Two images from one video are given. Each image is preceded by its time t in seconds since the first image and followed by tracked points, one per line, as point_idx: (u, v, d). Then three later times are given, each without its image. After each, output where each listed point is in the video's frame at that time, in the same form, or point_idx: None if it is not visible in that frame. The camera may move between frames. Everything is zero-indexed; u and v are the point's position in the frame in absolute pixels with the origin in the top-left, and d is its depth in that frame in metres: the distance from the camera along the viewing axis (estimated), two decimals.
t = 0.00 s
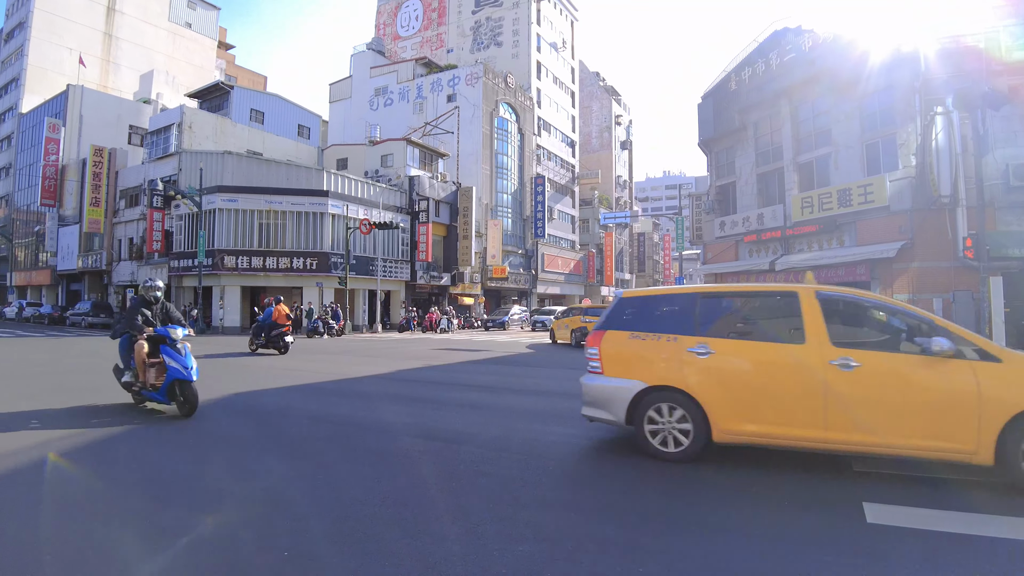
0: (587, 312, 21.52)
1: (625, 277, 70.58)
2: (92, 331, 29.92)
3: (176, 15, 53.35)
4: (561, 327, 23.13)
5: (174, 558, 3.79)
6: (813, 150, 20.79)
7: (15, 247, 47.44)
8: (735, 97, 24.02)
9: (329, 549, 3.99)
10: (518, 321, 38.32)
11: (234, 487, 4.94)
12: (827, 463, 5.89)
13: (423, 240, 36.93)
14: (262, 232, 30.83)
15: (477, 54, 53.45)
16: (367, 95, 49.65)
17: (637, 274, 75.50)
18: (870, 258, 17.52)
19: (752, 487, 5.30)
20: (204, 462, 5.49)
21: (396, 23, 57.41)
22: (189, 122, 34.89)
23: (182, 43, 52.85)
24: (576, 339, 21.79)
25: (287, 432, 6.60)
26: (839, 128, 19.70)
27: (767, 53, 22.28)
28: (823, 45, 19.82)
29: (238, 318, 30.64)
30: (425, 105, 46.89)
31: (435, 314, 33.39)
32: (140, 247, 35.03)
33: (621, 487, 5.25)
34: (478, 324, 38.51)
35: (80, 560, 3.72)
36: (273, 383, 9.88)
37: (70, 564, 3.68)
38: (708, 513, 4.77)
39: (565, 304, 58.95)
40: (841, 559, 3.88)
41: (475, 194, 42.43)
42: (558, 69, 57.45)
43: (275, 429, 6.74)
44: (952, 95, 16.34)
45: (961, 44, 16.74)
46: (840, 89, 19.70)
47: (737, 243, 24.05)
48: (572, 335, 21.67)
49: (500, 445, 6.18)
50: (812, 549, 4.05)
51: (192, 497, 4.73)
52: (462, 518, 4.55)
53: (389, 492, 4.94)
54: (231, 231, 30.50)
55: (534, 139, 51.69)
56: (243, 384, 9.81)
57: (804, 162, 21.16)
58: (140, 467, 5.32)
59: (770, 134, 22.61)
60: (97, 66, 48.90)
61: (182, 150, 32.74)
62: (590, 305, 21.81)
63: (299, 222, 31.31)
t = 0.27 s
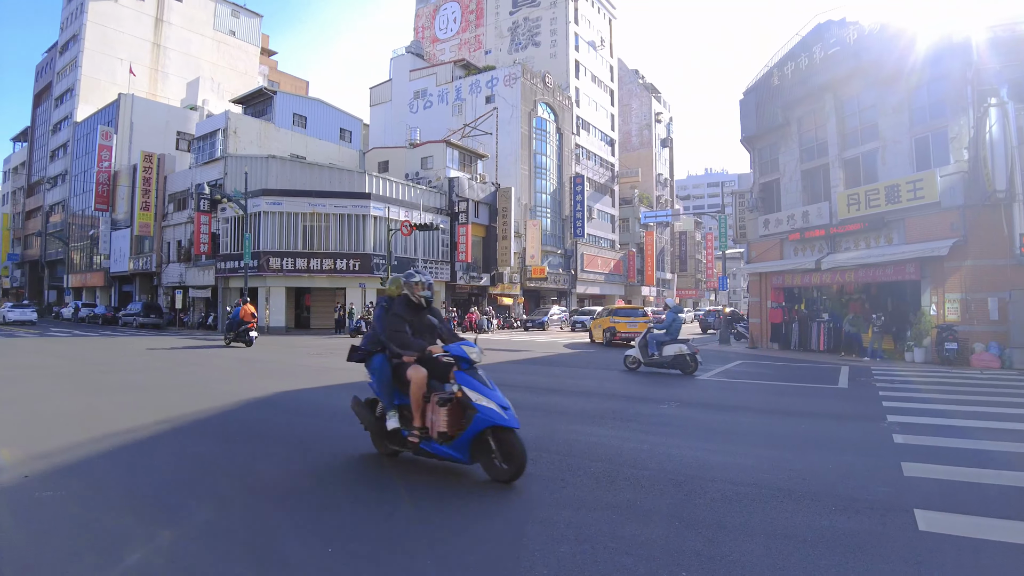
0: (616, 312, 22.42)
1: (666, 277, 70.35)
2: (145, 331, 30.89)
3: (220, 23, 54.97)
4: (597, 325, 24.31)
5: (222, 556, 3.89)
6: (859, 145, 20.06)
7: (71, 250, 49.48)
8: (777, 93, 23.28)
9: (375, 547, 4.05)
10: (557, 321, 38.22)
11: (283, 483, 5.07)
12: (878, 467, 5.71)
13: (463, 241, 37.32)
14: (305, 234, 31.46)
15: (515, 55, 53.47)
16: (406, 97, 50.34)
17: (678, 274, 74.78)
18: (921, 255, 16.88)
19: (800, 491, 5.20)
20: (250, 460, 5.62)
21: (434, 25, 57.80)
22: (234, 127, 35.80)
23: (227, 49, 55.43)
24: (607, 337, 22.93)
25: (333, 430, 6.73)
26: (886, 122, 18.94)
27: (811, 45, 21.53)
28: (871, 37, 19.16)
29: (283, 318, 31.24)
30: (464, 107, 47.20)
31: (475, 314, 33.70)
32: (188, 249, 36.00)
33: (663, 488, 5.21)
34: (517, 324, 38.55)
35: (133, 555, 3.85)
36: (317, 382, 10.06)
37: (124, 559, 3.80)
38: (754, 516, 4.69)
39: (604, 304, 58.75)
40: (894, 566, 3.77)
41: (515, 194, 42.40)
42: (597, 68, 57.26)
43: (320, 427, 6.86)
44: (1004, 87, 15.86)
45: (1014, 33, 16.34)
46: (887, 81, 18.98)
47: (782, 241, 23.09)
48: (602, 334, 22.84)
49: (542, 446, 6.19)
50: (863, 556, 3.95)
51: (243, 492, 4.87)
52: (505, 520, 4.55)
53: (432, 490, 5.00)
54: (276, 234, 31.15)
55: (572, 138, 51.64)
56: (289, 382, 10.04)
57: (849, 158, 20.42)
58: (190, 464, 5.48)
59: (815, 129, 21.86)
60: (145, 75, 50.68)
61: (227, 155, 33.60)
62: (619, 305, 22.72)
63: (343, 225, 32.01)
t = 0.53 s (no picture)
0: (658, 312, 22.91)
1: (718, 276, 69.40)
2: (204, 331, 31.89)
3: (271, 31, 56.62)
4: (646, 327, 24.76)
5: (274, 548, 4.00)
6: (918, 139, 19.30)
7: (134, 253, 51.61)
8: (831, 87, 22.56)
9: (425, 543, 4.12)
10: (606, 321, 37.90)
11: (337, 478, 5.21)
12: (942, 474, 5.49)
13: (510, 241, 37.50)
14: (357, 236, 32.06)
15: (561, 55, 53.51)
16: (455, 100, 51.54)
17: (729, 273, 73.49)
18: (984, 252, 16.03)
19: (858, 496, 5.04)
20: (302, 455, 5.78)
21: (480, 27, 58.78)
22: (287, 132, 36.77)
23: (281, 57, 57.34)
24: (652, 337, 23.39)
25: (385, 427, 6.88)
26: (947, 114, 18.18)
27: (866, 36, 20.72)
28: (931, 26, 18.42)
29: (335, 318, 31.83)
30: (511, 107, 47.75)
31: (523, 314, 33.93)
32: (243, 251, 37.16)
33: (714, 491, 5.14)
34: (565, 325, 38.44)
35: (192, 545, 4.01)
36: (368, 381, 10.25)
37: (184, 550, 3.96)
38: (809, 520, 4.58)
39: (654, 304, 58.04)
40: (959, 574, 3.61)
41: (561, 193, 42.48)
42: (644, 65, 56.71)
43: (370, 425, 6.99)
44: None
45: None
46: (949, 72, 18.19)
47: (837, 239, 22.47)
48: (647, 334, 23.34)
49: (591, 447, 6.19)
50: (925, 564, 3.80)
51: (299, 486, 5.04)
52: (552, 520, 4.54)
53: (482, 489, 5.05)
54: (329, 236, 31.73)
55: (620, 137, 51.40)
56: (341, 380, 10.31)
57: (908, 152, 19.68)
58: (246, 458, 5.68)
59: (872, 123, 21.14)
60: (202, 83, 52.41)
61: (280, 159, 34.29)
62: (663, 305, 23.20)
63: (394, 226, 32.53)
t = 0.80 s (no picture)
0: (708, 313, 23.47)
1: (774, 275, 68.05)
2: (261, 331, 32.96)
3: (324, 38, 58.04)
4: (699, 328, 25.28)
5: (326, 542, 4.09)
6: (986, 131, 18.41)
7: (195, 255, 53.78)
8: (890, 78, 21.72)
9: (476, 541, 4.15)
10: (658, 322, 37.28)
11: (391, 475, 5.30)
12: (1017, 484, 5.19)
13: (560, 241, 37.41)
14: (409, 238, 32.62)
15: (610, 53, 53.12)
16: (504, 101, 51.99)
17: (785, 272, 71.76)
18: None
19: (924, 504, 4.83)
20: (354, 452, 5.90)
21: (529, 28, 58.91)
22: (341, 136, 37.81)
23: (335, 63, 58.63)
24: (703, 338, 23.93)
25: (437, 426, 6.96)
26: (1016, 104, 17.28)
27: (928, 24, 19.82)
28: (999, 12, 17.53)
29: (388, 318, 32.36)
30: (560, 107, 47.96)
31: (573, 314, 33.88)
32: (299, 253, 38.25)
33: (770, 496, 5.02)
34: (615, 325, 38.09)
35: (248, 538, 4.15)
36: (418, 380, 10.40)
37: (240, 542, 4.09)
38: (871, 528, 4.40)
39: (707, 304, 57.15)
40: None
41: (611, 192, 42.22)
42: (695, 61, 55.83)
43: (421, 423, 7.08)
44: None
45: None
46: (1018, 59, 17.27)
47: (898, 237, 21.69)
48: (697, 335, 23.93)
49: (644, 450, 6.13)
50: None
51: (354, 482, 5.14)
52: (600, 522, 4.50)
53: (533, 489, 5.05)
54: (382, 238, 32.44)
55: (672, 134, 50.84)
56: (392, 379, 10.50)
57: (975, 145, 18.81)
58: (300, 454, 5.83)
59: (935, 116, 20.29)
60: (258, 91, 54.39)
61: (334, 163, 35.31)
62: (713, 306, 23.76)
63: (444, 227, 32.92)
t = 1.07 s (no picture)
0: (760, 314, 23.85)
1: (830, 274, 66.55)
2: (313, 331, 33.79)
3: (372, 43, 59.36)
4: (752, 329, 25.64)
5: (376, 539, 4.16)
6: None
7: (251, 257, 55.58)
8: (952, 68, 20.80)
9: (524, 541, 4.15)
10: (710, 323, 36.11)
11: (441, 474, 5.35)
12: None
13: (608, 241, 37.25)
14: (458, 238, 33.01)
15: (658, 49, 52.56)
16: (551, 101, 52.26)
17: (841, 271, 69.93)
18: None
19: (996, 514, 4.59)
20: (404, 450, 5.99)
21: (575, 26, 59.14)
22: (391, 140, 38.62)
23: (382, 68, 59.92)
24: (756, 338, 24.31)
25: (486, 425, 7.01)
26: None
27: (993, 10, 18.87)
28: None
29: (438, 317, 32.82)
30: (608, 105, 48.00)
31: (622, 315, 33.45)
32: (351, 255, 39.03)
33: (829, 502, 4.87)
34: (666, 325, 37.51)
35: (302, 533, 4.25)
36: (465, 379, 10.50)
37: (293, 536, 4.20)
38: (938, 537, 4.21)
39: (761, 305, 56.30)
40: None
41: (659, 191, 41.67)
42: (746, 55, 54.74)
43: (470, 423, 7.13)
44: None
45: None
46: None
47: (962, 234, 20.74)
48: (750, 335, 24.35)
49: (696, 453, 6.04)
50: None
51: (405, 480, 5.21)
52: (651, 524, 4.44)
53: (581, 492, 5.01)
54: (432, 239, 32.96)
55: (722, 130, 50.11)
56: (440, 377, 10.63)
57: None
58: (351, 452, 5.95)
59: (1000, 106, 19.31)
60: (308, 96, 56.05)
61: (384, 166, 36.00)
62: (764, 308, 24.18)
63: (492, 227, 33.13)
